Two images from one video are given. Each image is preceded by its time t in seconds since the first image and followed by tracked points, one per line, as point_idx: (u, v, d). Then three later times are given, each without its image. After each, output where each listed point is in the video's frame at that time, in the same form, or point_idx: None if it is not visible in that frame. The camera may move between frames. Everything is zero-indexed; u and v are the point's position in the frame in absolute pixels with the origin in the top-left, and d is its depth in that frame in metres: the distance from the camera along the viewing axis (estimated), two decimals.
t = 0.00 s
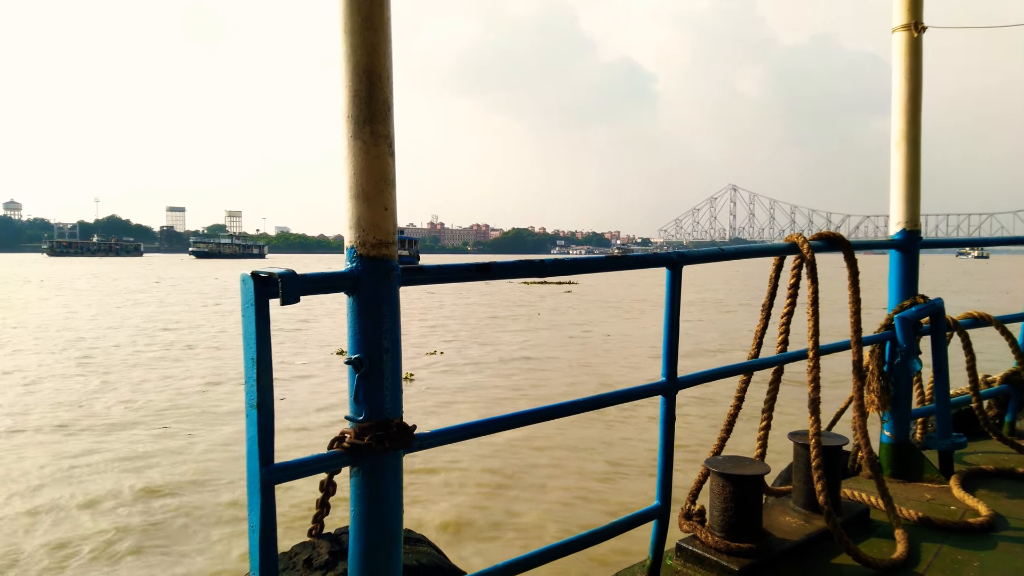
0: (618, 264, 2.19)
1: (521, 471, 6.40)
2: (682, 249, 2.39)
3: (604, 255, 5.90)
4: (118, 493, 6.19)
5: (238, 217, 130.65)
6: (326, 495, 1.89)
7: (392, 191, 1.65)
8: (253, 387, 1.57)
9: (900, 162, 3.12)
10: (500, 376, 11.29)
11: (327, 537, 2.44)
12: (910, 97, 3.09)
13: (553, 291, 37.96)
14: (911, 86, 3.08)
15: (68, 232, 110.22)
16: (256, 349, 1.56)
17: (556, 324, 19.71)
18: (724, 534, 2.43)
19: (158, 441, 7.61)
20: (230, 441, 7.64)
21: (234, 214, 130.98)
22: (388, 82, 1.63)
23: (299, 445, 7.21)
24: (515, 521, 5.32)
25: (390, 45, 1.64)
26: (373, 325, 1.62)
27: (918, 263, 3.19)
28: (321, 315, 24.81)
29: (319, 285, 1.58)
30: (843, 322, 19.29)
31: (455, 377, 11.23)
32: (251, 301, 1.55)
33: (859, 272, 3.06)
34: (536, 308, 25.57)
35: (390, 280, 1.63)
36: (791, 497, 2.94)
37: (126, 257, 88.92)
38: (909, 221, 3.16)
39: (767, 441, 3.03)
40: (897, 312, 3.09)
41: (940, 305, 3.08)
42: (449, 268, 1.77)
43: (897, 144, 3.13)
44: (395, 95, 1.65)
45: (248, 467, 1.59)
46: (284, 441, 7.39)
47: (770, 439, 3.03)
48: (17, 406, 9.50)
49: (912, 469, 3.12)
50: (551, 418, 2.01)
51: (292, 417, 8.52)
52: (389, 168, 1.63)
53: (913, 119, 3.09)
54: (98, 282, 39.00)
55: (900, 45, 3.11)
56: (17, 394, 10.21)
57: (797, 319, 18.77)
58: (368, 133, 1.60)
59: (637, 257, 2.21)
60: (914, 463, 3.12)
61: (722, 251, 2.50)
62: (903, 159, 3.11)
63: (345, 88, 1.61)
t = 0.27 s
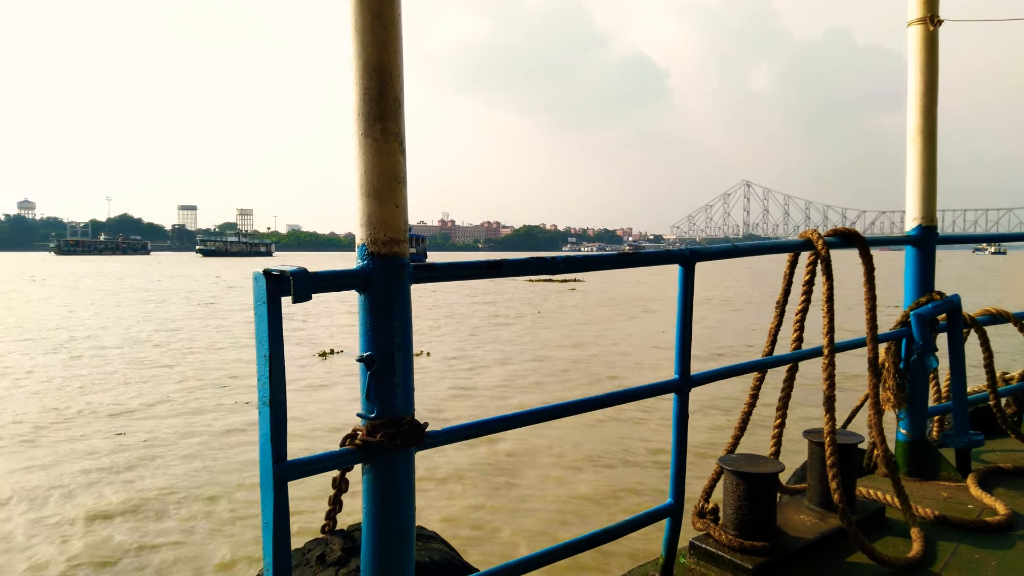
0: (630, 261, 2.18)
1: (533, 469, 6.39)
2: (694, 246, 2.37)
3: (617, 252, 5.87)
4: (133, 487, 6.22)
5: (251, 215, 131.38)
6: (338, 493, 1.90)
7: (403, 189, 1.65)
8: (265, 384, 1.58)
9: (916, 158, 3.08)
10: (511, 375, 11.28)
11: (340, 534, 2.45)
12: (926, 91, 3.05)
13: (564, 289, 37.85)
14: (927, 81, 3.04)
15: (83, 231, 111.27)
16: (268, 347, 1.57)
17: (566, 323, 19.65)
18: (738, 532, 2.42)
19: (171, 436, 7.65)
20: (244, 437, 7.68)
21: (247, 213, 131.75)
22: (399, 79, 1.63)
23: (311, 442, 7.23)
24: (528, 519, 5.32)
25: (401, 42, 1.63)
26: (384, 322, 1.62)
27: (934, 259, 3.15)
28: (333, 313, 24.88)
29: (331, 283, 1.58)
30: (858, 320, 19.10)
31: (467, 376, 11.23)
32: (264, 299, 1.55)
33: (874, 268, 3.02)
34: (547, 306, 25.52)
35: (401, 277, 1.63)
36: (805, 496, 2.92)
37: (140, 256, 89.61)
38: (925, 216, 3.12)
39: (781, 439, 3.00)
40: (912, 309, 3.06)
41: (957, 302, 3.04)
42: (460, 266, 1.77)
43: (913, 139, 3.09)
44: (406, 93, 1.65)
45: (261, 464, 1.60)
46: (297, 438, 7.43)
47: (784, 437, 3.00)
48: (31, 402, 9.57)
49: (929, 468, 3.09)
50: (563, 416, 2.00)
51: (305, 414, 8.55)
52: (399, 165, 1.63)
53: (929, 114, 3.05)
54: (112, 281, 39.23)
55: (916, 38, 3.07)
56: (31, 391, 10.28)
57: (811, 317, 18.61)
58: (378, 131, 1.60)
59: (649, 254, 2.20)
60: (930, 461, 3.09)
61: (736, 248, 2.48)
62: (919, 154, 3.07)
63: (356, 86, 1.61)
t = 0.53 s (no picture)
0: (640, 258, 2.18)
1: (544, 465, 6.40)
2: (705, 243, 2.37)
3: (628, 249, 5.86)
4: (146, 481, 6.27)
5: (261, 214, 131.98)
6: (351, 488, 1.92)
7: (414, 186, 1.66)
8: (279, 381, 1.60)
9: (928, 154, 3.06)
10: (522, 373, 11.28)
11: (353, 529, 2.47)
12: (939, 87, 3.03)
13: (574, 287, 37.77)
14: (940, 76, 3.02)
15: (96, 230, 112.08)
16: (281, 343, 1.59)
17: (575, 321, 19.62)
18: (750, 529, 2.42)
19: (181, 433, 7.68)
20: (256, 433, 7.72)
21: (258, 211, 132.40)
22: (410, 78, 1.64)
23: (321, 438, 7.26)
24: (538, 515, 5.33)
25: (411, 41, 1.64)
26: (396, 319, 1.63)
27: (947, 256, 3.14)
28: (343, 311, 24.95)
29: (343, 281, 1.60)
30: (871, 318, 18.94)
31: (478, 374, 11.24)
32: (277, 296, 1.57)
33: (886, 264, 3.01)
34: (557, 305, 25.50)
35: (413, 274, 1.65)
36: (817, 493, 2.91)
37: (152, 254, 90.19)
38: (937, 213, 3.10)
39: (793, 436, 3.00)
40: (925, 305, 3.04)
41: (970, 298, 3.02)
42: (471, 263, 1.78)
43: (925, 135, 3.07)
44: (417, 91, 1.66)
45: (275, 460, 1.62)
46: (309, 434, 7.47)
47: (795, 434, 3.00)
48: (42, 399, 9.63)
49: (942, 465, 3.07)
50: (574, 412, 2.01)
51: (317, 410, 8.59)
52: (410, 163, 1.64)
53: (942, 110, 3.03)
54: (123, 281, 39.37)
55: (928, 33, 3.04)
56: (43, 389, 10.35)
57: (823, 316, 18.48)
58: (390, 129, 1.62)
59: (660, 252, 2.20)
60: (943, 458, 3.07)
61: (747, 245, 2.48)
62: (931, 150, 3.05)
63: (368, 85, 1.62)
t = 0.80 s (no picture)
0: (655, 253, 2.17)
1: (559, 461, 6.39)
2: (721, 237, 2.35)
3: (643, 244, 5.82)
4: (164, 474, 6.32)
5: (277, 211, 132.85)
6: (368, 484, 1.93)
7: (428, 183, 1.67)
8: (295, 377, 1.61)
9: (948, 147, 3.02)
10: (536, 369, 11.26)
11: (369, 524, 2.48)
12: (959, 78, 2.98)
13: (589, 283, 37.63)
14: (960, 68, 2.97)
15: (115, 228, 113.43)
16: (297, 341, 1.59)
17: (589, 317, 19.54)
18: (768, 525, 2.40)
19: (198, 429, 7.73)
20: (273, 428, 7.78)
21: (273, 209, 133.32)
22: (424, 74, 1.64)
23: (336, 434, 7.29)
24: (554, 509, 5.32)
25: (425, 37, 1.64)
26: (411, 316, 1.63)
27: (968, 250, 3.09)
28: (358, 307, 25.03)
29: (358, 278, 1.60)
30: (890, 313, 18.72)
31: (492, 370, 11.24)
32: (293, 293, 1.58)
33: (906, 258, 2.97)
34: (572, 300, 25.43)
35: (427, 271, 1.65)
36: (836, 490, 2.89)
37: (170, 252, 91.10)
38: (958, 207, 3.05)
39: (811, 433, 2.97)
40: (945, 300, 3.00)
41: (991, 293, 2.97)
42: (485, 260, 1.77)
43: (945, 127, 3.02)
44: (430, 88, 1.66)
45: (292, 456, 1.63)
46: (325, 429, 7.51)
47: (814, 430, 2.97)
48: (61, 395, 9.72)
49: (963, 461, 3.03)
50: (589, 409, 2.00)
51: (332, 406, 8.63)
52: (424, 159, 1.65)
53: (962, 102, 2.98)
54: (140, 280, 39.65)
55: (948, 24, 2.99)
56: (61, 385, 10.44)
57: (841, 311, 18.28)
58: (403, 126, 1.62)
59: (675, 246, 2.19)
60: (964, 455, 3.03)
61: (764, 240, 2.45)
62: (951, 143, 3.00)
63: (382, 81, 1.62)
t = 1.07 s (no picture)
0: (670, 247, 2.16)
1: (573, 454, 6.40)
2: (736, 231, 2.34)
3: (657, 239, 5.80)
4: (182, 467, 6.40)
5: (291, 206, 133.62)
6: (382, 477, 1.94)
7: (442, 177, 1.67)
8: (311, 370, 1.62)
9: (967, 139, 2.98)
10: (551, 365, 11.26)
11: (384, 517, 2.50)
12: (978, 68, 2.93)
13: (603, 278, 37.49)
14: (980, 58, 2.93)
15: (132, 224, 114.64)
16: (313, 334, 1.61)
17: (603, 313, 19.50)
18: (783, 520, 2.39)
19: (214, 423, 7.80)
20: (289, 422, 7.85)
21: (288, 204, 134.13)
22: (438, 68, 1.65)
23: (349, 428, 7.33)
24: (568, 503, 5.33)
25: (439, 31, 1.65)
26: (425, 309, 1.65)
27: (987, 242, 3.05)
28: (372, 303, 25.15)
29: (373, 272, 1.61)
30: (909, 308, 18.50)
31: (507, 366, 11.26)
32: (308, 287, 1.60)
33: (924, 251, 2.94)
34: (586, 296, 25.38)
35: (441, 265, 1.65)
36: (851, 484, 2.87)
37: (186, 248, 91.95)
38: (977, 199, 3.01)
39: (827, 427, 2.95)
40: (964, 293, 2.96)
41: (1011, 286, 2.93)
42: (499, 254, 1.78)
43: (964, 119, 2.98)
44: (444, 82, 1.66)
45: (308, 448, 1.65)
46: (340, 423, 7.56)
47: (829, 425, 2.95)
48: (77, 390, 9.83)
49: (982, 456, 3.00)
50: (602, 403, 2.00)
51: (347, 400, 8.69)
52: (438, 153, 1.65)
53: (982, 93, 2.94)
54: (154, 275, 39.99)
55: (968, 13, 2.95)
56: (81, 380, 10.58)
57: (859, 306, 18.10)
58: (417, 120, 1.62)
59: (690, 240, 2.18)
60: (983, 449, 3.00)
61: (780, 232, 2.44)
62: (970, 134, 2.96)
63: (396, 76, 1.63)
